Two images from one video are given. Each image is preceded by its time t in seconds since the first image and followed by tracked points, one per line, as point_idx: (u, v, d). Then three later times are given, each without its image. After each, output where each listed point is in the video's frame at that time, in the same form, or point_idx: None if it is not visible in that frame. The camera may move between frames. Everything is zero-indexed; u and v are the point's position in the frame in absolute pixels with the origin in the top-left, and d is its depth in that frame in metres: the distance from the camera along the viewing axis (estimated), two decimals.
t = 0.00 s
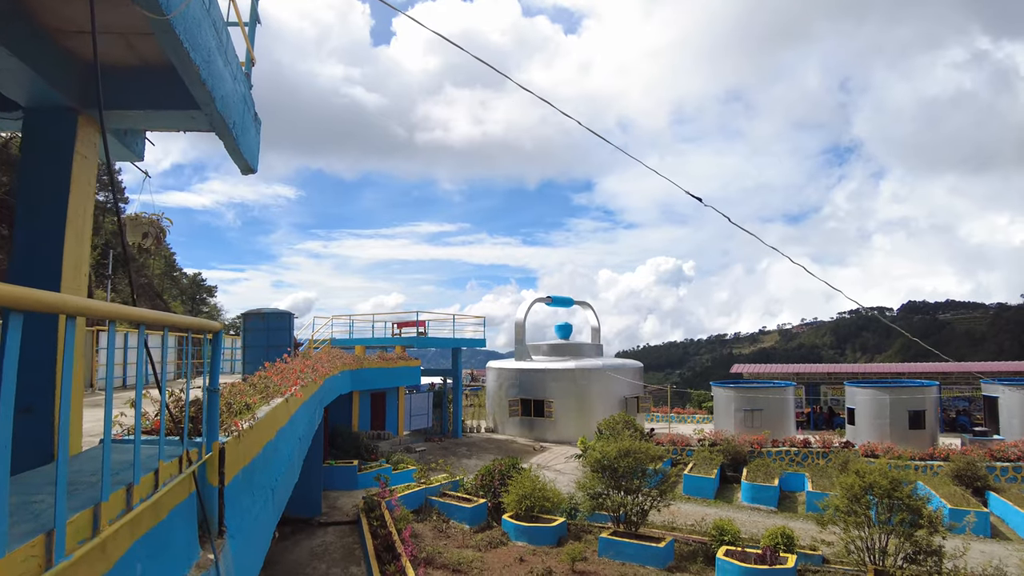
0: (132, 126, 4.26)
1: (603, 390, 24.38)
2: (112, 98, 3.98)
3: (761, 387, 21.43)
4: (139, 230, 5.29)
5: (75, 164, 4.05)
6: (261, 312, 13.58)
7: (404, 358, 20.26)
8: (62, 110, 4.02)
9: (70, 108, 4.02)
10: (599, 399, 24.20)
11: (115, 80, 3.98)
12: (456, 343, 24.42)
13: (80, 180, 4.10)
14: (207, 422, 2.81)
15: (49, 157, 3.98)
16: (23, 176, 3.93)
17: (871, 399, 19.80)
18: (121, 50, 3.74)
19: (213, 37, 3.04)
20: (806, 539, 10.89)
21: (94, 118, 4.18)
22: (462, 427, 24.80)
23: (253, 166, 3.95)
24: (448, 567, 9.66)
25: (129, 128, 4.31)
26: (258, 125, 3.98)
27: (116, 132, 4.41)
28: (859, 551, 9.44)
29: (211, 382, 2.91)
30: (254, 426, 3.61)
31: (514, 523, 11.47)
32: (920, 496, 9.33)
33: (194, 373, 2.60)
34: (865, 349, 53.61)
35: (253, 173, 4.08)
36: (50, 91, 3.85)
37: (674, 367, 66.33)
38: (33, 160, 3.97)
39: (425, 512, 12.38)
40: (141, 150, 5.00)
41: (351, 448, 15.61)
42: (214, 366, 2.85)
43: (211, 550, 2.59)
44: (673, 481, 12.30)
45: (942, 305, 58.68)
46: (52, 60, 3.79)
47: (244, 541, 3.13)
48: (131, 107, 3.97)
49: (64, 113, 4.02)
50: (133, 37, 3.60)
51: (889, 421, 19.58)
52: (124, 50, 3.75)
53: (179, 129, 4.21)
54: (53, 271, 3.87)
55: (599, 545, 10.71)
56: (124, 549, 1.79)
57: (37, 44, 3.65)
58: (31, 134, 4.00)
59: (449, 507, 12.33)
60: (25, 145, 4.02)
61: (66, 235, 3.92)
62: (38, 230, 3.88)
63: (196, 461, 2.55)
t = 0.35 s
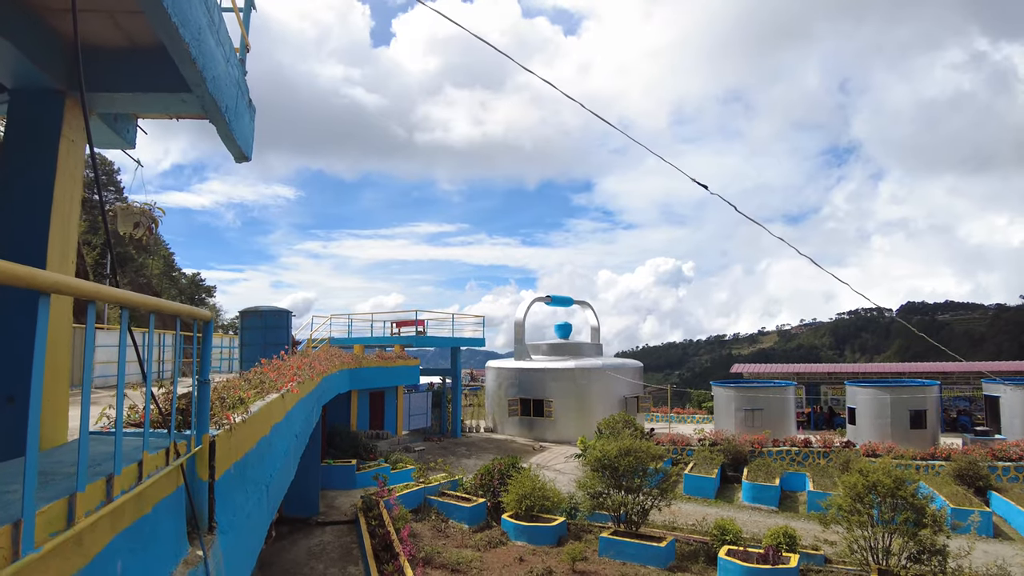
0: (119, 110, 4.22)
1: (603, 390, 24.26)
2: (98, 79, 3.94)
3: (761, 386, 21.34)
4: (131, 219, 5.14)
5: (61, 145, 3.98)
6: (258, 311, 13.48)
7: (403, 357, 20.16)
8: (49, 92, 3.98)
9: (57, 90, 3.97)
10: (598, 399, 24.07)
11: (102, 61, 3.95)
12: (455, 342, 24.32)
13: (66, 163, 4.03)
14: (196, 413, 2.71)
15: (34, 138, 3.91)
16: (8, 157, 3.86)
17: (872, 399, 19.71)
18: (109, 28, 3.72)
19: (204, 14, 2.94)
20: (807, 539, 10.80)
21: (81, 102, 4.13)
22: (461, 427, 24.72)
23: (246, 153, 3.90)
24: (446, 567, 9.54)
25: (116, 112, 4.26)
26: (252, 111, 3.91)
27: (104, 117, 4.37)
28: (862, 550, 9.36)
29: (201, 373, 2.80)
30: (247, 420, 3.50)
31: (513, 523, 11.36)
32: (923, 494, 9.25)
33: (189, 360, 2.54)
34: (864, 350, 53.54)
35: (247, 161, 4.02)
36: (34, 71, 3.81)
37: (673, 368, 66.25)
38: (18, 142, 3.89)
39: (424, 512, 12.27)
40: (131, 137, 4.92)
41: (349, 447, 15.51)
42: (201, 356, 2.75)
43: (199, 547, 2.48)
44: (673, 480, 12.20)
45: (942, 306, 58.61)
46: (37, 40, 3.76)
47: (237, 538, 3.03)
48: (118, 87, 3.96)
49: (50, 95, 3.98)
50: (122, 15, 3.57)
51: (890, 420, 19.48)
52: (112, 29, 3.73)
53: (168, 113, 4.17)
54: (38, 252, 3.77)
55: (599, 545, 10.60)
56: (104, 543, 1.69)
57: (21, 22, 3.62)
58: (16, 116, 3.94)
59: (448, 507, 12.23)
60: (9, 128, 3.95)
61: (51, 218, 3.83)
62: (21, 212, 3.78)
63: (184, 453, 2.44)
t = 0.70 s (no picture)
0: (114, 60, 4.22)
1: (602, 386, 24.12)
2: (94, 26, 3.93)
3: (762, 381, 21.25)
4: (125, 183, 4.99)
5: (53, 93, 3.94)
6: (256, 301, 13.33)
7: (401, 352, 20.02)
8: (42, 39, 3.94)
9: (50, 37, 3.95)
10: (597, 395, 23.91)
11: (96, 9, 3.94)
12: (453, 338, 24.17)
13: (57, 110, 3.99)
14: (191, 374, 2.57)
15: (26, 84, 3.89)
16: None
17: (873, 394, 19.63)
18: None
19: None
20: (811, 532, 10.70)
21: (75, 51, 4.11)
22: (460, 423, 24.57)
23: (246, 111, 4.05)
24: (447, 559, 9.39)
25: (110, 62, 4.23)
26: (250, 67, 4.05)
27: (98, 69, 4.34)
28: (869, 541, 9.29)
29: (196, 332, 2.65)
30: (245, 392, 3.35)
31: (514, 516, 11.22)
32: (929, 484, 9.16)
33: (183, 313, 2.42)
34: (861, 349, 53.50)
35: (245, 123, 4.16)
36: (26, 14, 3.77)
37: (670, 368, 66.14)
38: (10, 89, 3.88)
39: (424, 505, 12.12)
40: (127, 99, 4.85)
41: (348, 441, 15.36)
42: (197, 314, 2.60)
43: (193, 515, 2.32)
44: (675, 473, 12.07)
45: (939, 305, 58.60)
46: None
47: (234, 512, 2.88)
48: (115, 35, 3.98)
49: (43, 42, 3.94)
50: None
51: (891, 415, 19.41)
52: None
53: (162, 62, 4.20)
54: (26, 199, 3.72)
55: (601, 537, 10.46)
56: (85, 494, 1.54)
57: None
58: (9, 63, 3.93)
59: (448, 500, 12.09)
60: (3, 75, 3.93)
61: (39, 165, 3.79)
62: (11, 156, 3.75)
63: (176, 414, 2.29)
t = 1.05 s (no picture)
0: (107, 43, 4.10)
1: (597, 385, 24.07)
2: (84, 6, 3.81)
3: (756, 381, 21.27)
4: (117, 172, 4.87)
5: (41, 77, 3.84)
6: (248, 299, 13.19)
7: (395, 351, 19.91)
8: (31, 20, 3.83)
9: (40, 17, 3.83)
10: (591, 394, 23.85)
11: None
12: (447, 337, 24.05)
13: (45, 94, 3.89)
14: (185, 368, 2.48)
15: (14, 67, 3.79)
16: None
17: (866, 393, 19.68)
18: None
19: None
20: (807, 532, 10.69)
21: (66, 33, 4.00)
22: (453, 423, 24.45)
23: (241, 99, 4.12)
24: (442, 560, 9.29)
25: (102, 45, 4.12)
26: (247, 57, 4.13)
27: (89, 52, 4.23)
28: (867, 539, 9.28)
29: (190, 325, 2.56)
30: (240, 389, 3.25)
31: (510, 516, 11.14)
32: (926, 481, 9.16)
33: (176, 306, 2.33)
34: (852, 350, 53.75)
35: (241, 110, 4.29)
36: None
37: (662, 368, 66.22)
38: None
39: (418, 505, 12.01)
40: (121, 85, 4.74)
41: (341, 441, 15.22)
42: (191, 306, 2.51)
43: (186, 516, 2.22)
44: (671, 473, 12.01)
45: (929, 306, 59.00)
46: None
47: (229, 513, 2.77)
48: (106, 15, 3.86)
49: (33, 23, 3.83)
50: None
51: (885, 414, 19.47)
52: None
53: (156, 45, 4.09)
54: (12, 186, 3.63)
55: (598, 537, 10.39)
56: (71, 495, 1.44)
57: None
58: None
59: (443, 500, 11.98)
60: None
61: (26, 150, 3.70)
62: None
63: (169, 410, 2.19)
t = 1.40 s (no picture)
0: (93, 18, 3.97)
1: (591, 384, 23.99)
2: None
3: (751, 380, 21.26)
4: (105, 156, 4.70)
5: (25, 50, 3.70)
6: (241, 296, 13.04)
7: (389, 350, 19.77)
8: None
9: None
10: (586, 393, 23.77)
11: None
12: (441, 336, 23.91)
13: (29, 69, 3.76)
14: (174, 353, 2.36)
15: None
16: None
17: (861, 392, 19.69)
18: None
19: None
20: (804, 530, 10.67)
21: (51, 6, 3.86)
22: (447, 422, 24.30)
23: (235, 80, 4.08)
24: (437, 560, 9.17)
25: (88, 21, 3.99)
26: (242, 38, 4.09)
27: (76, 28, 4.10)
28: (866, 536, 9.25)
29: (180, 309, 2.45)
30: (231, 379, 3.13)
31: (506, 514, 11.03)
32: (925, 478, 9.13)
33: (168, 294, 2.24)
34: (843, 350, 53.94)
35: (235, 92, 4.25)
36: None
37: (655, 368, 66.25)
38: None
39: (412, 504, 11.88)
40: (110, 65, 4.60)
41: (334, 441, 15.07)
42: (180, 290, 2.40)
43: (175, 509, 2.11)
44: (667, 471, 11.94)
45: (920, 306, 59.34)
46: None
47: (221, 508, 2.65)
48: None
49: None
50: None
51: (879, 413, 19.50)
52: None
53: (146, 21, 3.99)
54: None
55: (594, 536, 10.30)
56: (48, 481, 1.33)
57: None
58: None
59: (437, 499, 11.86)
60: None
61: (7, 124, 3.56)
62: None
63: (157, 397, 2.08)
